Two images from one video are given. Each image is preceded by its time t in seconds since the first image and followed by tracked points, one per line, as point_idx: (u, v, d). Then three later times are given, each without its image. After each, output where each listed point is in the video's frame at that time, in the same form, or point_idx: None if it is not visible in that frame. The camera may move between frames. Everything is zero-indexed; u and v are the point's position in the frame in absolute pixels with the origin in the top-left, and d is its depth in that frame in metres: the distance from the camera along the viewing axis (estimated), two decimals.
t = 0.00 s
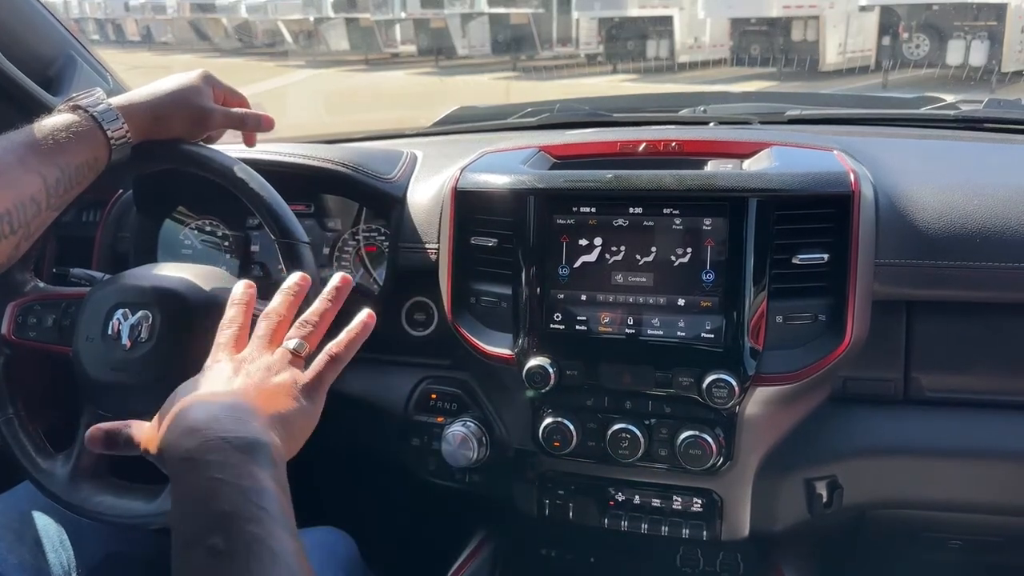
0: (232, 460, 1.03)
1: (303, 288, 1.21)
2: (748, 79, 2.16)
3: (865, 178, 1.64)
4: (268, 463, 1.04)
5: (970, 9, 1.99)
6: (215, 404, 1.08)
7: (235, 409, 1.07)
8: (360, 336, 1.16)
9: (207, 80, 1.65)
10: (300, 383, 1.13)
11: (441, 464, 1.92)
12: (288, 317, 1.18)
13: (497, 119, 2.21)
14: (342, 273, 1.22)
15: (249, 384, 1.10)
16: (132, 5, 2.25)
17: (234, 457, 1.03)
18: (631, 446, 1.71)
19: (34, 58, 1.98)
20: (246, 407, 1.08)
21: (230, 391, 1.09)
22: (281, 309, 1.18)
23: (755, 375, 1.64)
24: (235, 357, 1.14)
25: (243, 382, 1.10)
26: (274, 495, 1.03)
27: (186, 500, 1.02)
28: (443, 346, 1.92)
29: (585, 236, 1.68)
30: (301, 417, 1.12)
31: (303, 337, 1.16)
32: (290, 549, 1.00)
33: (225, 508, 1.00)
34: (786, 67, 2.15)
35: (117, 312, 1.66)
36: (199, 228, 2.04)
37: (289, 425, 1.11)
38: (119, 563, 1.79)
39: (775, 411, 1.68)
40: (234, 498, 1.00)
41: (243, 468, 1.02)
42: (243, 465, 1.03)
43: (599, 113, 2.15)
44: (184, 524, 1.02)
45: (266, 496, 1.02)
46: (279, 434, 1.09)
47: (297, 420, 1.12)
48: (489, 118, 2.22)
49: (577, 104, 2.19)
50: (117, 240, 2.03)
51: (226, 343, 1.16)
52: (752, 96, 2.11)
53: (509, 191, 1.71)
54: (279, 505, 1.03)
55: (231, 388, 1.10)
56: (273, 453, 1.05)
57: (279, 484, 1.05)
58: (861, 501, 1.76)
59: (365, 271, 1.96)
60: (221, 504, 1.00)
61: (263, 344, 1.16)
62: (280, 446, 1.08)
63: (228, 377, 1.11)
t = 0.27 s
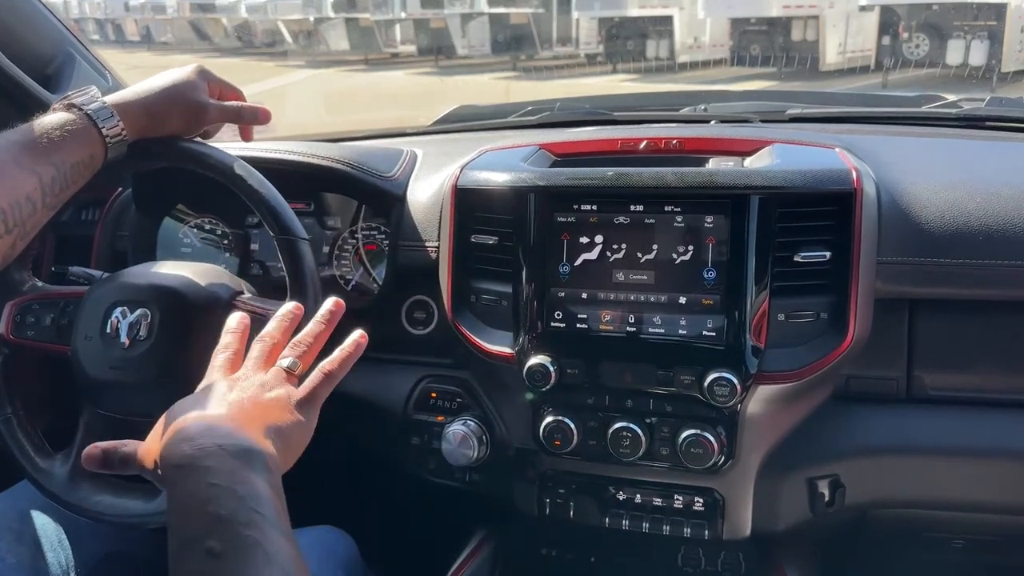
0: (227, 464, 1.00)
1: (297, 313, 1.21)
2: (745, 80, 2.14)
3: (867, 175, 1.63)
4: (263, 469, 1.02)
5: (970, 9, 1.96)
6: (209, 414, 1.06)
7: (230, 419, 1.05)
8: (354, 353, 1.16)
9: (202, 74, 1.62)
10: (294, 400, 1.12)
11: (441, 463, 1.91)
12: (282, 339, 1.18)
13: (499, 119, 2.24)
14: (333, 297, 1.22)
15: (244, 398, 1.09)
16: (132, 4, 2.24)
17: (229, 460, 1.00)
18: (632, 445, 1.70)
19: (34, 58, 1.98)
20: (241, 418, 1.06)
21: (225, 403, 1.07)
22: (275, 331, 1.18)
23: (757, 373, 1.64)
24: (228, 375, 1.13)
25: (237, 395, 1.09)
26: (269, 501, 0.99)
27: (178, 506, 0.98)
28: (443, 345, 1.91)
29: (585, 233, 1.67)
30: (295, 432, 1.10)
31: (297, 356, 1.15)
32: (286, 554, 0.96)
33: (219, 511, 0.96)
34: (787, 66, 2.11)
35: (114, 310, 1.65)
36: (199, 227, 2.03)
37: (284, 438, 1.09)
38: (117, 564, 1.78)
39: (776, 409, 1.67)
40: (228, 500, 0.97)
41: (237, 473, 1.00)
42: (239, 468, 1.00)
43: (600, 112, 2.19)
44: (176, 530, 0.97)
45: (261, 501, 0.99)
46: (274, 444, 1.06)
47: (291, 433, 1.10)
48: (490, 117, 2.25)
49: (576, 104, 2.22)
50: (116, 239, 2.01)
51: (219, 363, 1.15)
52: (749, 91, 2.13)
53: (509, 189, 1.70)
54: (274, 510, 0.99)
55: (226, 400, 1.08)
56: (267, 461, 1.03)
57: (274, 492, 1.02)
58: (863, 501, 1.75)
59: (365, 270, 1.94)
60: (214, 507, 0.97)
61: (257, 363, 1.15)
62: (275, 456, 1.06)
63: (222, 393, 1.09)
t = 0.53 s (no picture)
0: (241, 458, 1.00)
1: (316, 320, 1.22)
2: (748, 80, 2.14)
3: (866, 175, 1.63)
4: (276, 464, 1.02)
5: (970, 9, 1.97)
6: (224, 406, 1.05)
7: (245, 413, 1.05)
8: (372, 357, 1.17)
9: (196, 71, 1.60)
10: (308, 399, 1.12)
11: (439, 463, 1.91)
12: (301, 341, 1.18)
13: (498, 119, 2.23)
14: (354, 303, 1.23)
15: (260, 392, 1.09)
16: (132, 5, 2.23)
17: (243, 453, 1.00)
18: (631, 446, 1.70)
19: (33, 57, 1.98)
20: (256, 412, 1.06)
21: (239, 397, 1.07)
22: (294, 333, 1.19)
23: (756, 373, 1.63)
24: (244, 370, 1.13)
25: (254, 388, 1.09)
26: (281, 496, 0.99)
27: (191, 498, 0.98)
28: (442, 346, 1.90)
29: (584, 234, 1.67)
30: (310, 428, 1.10)
31: (314, 355, 1.16)
32: (295, 551, 0.96)
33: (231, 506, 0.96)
34: (786, 67, 2.11)
35: (112, 311, 1.64)
36: (197, 227, 2.03)
37: (297, 435, 1.09)
38: (115, 564, 1.77)
39: (775, 410, 1.67)
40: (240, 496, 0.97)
41: (250, 467, 0.99)
42: (252, 463, 1.00)
43: (599, 112, 2.18)
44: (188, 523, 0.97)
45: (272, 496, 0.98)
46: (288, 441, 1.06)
47: (305, 430, 1.10)
48: (490, 117, 2.25)
49: (575, 104, 2.21)
50: (115, 239, 2.02)
51: (236, 359, 1.16)
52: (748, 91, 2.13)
53: (508, 189, 1.70)
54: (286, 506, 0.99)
55: (241, 394, 1.08)
56: (280, 455, 1.03)
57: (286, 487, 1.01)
58: (862, 501, 1.75)
59: (363, 271, 1.92)
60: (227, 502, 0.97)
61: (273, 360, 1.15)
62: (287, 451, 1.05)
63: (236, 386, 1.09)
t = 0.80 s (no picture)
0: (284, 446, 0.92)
1: (379, 295, 1.12)
2: (744, 81, 2.13)
3: (867, 175, 1.63)
4: (319, 454, 0.94)
5: (970, 9, 1.96)
6: (269, 381, 0.96)
7: (291, 390, 0.96)
8: (429, 336, 1.06)
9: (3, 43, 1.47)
10: (362, 376, 1.02)
11: (439, 464, 1.90)
12: (360, 314, 1.09)
13: (498, 119, 2.23)
14: (416, 280, 1.12)
15: (309, 366, 1.00)
16: (132, 4, 2.19)
17: (287, 440, 0.93)
18: (631, 446, 1.70)
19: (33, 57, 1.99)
20: (303, 390, 0.96)
21: (289, 370, 0.99)
22: (355, 305, 1.10)
23: (756, 374, 1.63)
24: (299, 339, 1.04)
25: (304, 361, 1.00)
26: (322, 490, 0.94)
27: (231, 480, 0.92)
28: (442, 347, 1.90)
29: (584, 234, 1.67)
30: (360, 410, 1.01)
31: (370, 330, 1.06)
32: (332, 554, 0.91)
33: (269, 497, 0.90)
34: (786, 66, 2.11)
35: (112, 310, 1.65)
36: (197, 227, 2.03)
37: (345, 416, 0.99)
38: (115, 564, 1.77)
39: (775, 410, 1.67)
40: (283, 488, 0.91)
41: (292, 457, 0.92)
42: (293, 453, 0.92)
43: (599, 113, 2.19)
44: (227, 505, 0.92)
45: (312, 491, 0.92)
46: (334, 424, 0.97)
47: (353, 411, 1.00)
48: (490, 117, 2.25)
49: (575, 104, 2.22)
50: (114, 239, 2.02)
51: (291, 328, 1.07)
52: (748, 94, 2.12)
53: (508, 189, 1.70)
54: (327, 499, 0.94)
55: (289, 367, 0.99)
56: (324, 444, 0.95)
57: (328, 479, 0.95)
58: (863, 501, 1.75)
59: (364, 271, 1.95)
60: (267, 491, 0.91)
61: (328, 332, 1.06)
62: (331, 436, 0.97)
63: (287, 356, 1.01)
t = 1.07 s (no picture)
0: (307, 435, 0.92)
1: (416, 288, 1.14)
2: (746, 81, 2.14)
3: (866, 176, 1.63)
4: (341, 444, 0.94)
5: (970, 9, 1.96)
6: (297, 367, 0.96)
7: (320, 377, 0.96)
8: (461, 329, 1.08)
9: None
10: (392, 365, 1.03)
11: (438, 465, 1.90)
12: (395, 304, 1.10)
13: (500, 120, 2.24)
14: (454, 272, 1.16)
15: (341, 354, 1.00)
16: (132, 5, 2.23)
17: (311, 428, 0.92)
18: (630, 447, 1.70)
19: (31, 57, 1.97)
20: (331, 378, 0.96)
21: (319, 357, 0.98)
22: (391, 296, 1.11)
23: (755, 375, 1.63)
24: (332, 327, 1.05)
25: (335, 348, 1.00)
26: (340, 481, 0.92)
27: (252, 468, 0.91)
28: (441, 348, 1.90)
29: (583, 235, 1.67)
30: (385, 401, 1.01)
31: (404, 320, 1.07)
32: (349, 549, 0.90)
33: (290, 486, 0.89)
34: (786, 67, 2.11)
35: (112, 311, 1.65)
36: (196, 228, 2.03)
37: (372, 405, 0.99)
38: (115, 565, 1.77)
39: (775, 411, 1.67)
40: (304, 478, 0.90)
41: (314, 446, 0.92)
42: (316, 441, 0.92)
43: (599, 113, 2.20)
44: (246, 495, 0.91)
45: (331, 482, 0.91)
46: (359, 413, 0.97)
47: (381, 400, 1.01)
48: (492, 118, 2.25)
49: (576, 105, 2.23)
50: (113, 240, 2.02)
51: (325, 316, 1.08)
52: (750, 91, 2.13)
53: (507, 190, 1.70)
54: (345, 492, 0.93)
55: (318, 355, 0.99)
56: (347, 434, 0.95)
57: (347, 470, 0.94)
58: (862, 503, 1.75)
59: (363, 272, 1.95)
60: (288, 480, 0.90)
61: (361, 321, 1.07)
62: (357, 425, 0.97)
63: (319, 343, 1.01)
